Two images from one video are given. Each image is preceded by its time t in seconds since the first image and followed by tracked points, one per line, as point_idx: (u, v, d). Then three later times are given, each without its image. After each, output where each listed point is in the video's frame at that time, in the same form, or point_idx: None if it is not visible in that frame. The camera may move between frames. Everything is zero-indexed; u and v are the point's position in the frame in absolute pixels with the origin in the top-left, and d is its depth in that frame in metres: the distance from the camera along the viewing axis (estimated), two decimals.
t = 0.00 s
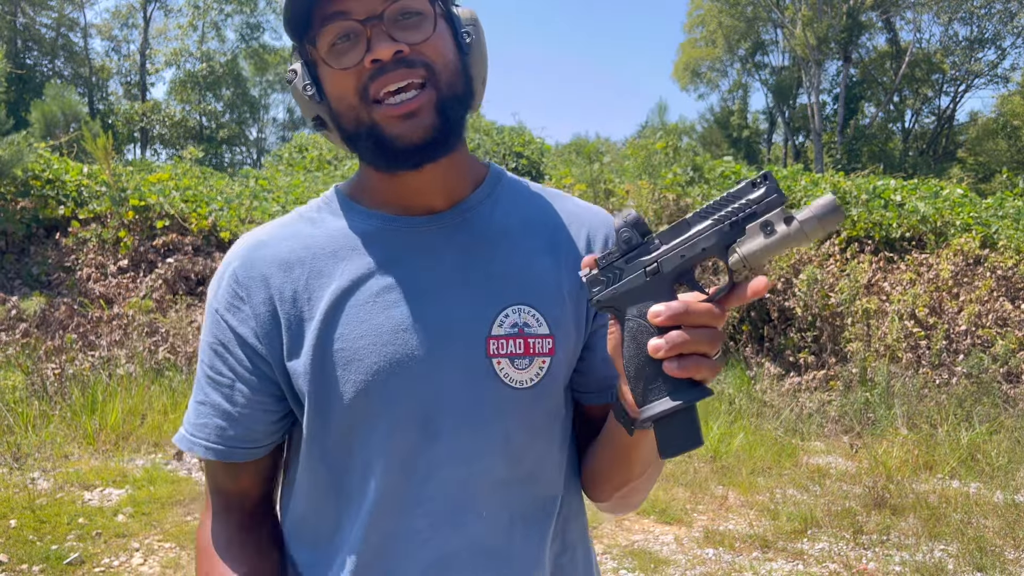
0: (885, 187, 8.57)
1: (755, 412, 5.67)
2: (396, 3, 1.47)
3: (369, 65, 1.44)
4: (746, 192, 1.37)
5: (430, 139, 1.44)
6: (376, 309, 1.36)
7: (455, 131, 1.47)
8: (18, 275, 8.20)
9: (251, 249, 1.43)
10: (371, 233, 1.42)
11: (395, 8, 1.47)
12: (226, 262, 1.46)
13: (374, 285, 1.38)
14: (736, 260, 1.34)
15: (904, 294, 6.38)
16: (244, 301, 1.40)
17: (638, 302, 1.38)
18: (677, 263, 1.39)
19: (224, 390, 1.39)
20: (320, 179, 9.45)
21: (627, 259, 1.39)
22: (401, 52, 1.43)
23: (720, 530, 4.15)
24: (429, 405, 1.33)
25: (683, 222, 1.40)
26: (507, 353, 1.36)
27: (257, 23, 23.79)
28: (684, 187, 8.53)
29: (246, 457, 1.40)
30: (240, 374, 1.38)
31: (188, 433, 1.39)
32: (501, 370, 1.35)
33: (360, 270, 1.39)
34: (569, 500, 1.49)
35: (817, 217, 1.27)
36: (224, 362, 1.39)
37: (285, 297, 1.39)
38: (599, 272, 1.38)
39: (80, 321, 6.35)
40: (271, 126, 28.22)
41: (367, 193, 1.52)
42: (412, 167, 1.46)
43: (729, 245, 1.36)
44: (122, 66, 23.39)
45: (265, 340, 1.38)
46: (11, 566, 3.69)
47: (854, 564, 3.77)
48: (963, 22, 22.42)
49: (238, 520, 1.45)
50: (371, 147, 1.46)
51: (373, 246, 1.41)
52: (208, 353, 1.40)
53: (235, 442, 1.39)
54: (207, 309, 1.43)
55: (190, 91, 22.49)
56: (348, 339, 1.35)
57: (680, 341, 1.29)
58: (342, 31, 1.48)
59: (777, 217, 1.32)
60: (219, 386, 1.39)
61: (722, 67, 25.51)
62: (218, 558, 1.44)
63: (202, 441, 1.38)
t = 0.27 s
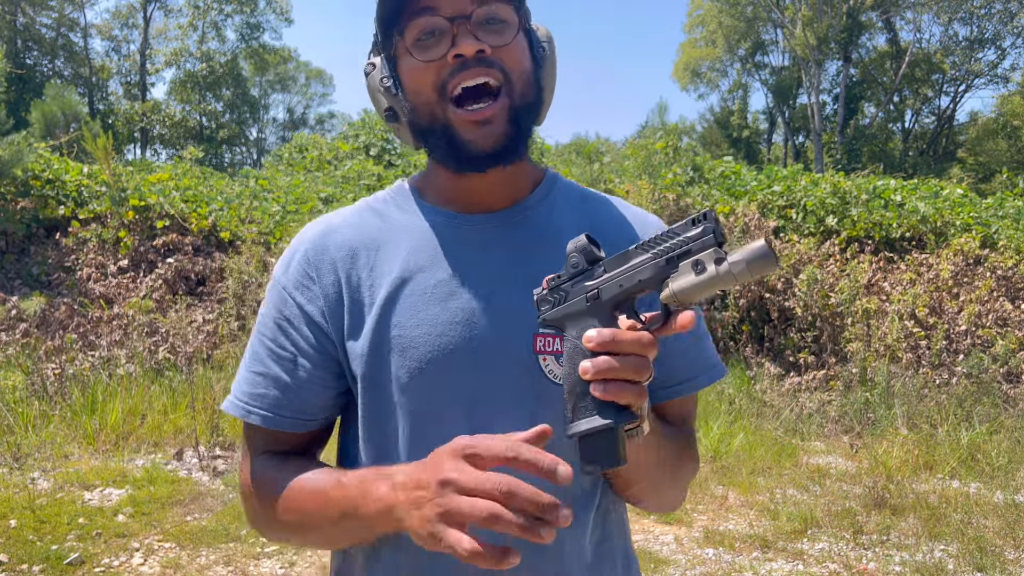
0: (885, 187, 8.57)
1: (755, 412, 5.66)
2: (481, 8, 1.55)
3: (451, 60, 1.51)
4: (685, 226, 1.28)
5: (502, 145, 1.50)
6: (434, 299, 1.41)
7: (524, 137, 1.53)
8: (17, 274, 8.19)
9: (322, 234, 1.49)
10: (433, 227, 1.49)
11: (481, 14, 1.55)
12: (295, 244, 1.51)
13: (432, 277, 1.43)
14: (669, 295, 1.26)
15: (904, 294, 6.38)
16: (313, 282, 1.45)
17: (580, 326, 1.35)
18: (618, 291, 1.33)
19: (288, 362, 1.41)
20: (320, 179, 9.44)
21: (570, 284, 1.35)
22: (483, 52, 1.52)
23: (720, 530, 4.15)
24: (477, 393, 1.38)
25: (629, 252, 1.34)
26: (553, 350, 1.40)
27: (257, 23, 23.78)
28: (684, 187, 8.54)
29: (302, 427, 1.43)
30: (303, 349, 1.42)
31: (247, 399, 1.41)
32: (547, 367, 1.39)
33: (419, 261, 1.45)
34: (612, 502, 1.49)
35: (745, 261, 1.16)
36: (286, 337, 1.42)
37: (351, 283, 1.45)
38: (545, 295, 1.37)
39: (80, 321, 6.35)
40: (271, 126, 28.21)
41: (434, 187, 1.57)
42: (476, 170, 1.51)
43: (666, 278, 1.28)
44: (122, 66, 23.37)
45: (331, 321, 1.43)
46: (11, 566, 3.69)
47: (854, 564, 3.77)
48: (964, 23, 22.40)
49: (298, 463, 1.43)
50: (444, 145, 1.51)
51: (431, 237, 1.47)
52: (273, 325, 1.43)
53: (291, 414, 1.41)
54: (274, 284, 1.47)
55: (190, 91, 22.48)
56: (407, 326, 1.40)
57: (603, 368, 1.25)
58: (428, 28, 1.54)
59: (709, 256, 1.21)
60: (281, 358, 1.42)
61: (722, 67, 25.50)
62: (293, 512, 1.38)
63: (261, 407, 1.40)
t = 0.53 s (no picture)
0: (885, 187, 8.57)
1: (755, 412, 5.66)
2: (557, 21, 1.55)
3: (516, 65, 1.51)
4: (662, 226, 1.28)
5: (548, 152, 1.51)
6: (485, 298, 1.43)
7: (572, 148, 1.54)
8: (18, 274, 8.19)
9: (372, 231, 1.49)
10: (483, 226, 1.51)
11: (554, 27, 1.55)
12: (345, 239, 1.51)
13: (483, 276, 1.45)
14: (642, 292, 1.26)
15: (904, 294, 6.38)
16: (366, 279, 1.45)
17: (555, 316, 1.35)
18: (595, 286, 1.34)
19: (341, 357, 1.42)
20: (320, 179, 9.45)
21: (549, 276, 1.36)
22: (547, 64, 1.51)
23: (720, 530, 4.15)
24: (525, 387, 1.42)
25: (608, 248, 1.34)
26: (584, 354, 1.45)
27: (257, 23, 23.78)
28: (684, 187, 8.54)
29: (353, 421, 1.44)
30: (355, 344, 1.42)
31: (301, 393, 1.41)
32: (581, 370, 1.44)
33: (470, 260, 1.46)
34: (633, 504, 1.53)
35: (715, 264, 1.16)
36: (339, 332, 1.42)
37: (404, 280, 1.46)
38: (524, 284, 1.39)
39: (80, 321, 6.35)
40: (271, 126, 28.21)
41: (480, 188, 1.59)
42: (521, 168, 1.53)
43: (641, 276, 1.28)
44: (122, 66, 23.37)
45: (384, 316, 1.44)
46: (11, 566, 3.69)
47: (854, 564, 3.77)
48: (963, 22, 22.40)
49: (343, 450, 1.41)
50: (495, 142, 1.51)
51: (478, 236, 1.49)
52: (326, 320, 1.43)
53: (343, 409, 1.42)
54: (325, 280, 1.46)
55: (190, 91, 22.48)
56: (460, 324, 1.42)
57: (574, 349, 1.24)
58: (500, 30, 1.54)
59: (682, 257, 1.22)
60: (335, 353, 1.42)
61: (722, 67, 25.51)
62: (352, 496, 1.38)
63: (315, 401, 1.41)
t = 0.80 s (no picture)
0: (885, 187, 8.58)
1: (755, 412, 5.67)
2: (599, 35, 1.62)
3: (556, 69, 1.55)
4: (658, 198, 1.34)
5: (575, 157, 1.55)
6: (505, 298, 1.44)
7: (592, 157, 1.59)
8: (18, 274, 8.18)
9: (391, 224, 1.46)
10: (499, 224, 1.51)
11: (596, 41, 1.61)
12: (361, 229, 1.47)
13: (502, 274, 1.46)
14: (638, 258, 1.35)
15: (904, 294, 6.38)
16: (386, 273, 1.42)
17: (545, 281, 1.34)
18: (589, 256, 1.36)
19: (357, 353, 1.37)
20: (320, 179, 9.44)
21: (543, 243, 1.33)
22: (586, 74, 1.57)
23: (720, 530, 4.15)
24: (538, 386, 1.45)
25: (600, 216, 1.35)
26: (601, 356, 1.50)
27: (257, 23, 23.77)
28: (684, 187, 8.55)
29: (363, 416, 1.39)
30: (374, 338, 1.38)
31: (314, 388, 1.35)
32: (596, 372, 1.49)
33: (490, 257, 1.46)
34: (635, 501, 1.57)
35: (714, 236, 1.34)
36: (358, 325, 1.38)
37: (424, 276, 1.44)
38: (516, 248, 1.32)
39: (80, 321, 6.35)
40: (271, 126, 28.21)
41: (493, 182, 1.62)
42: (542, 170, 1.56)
43: (636, 244, 1.35)
44: (122, 66, 23.36)
45: (402, 312, 1.41)
46: (11, 565, 3.69)
47: (854, 563, 3.77)
48: (963, 22, 22.39)
49: (340, 438, 1.38)
50: (523, 136, 1.53)
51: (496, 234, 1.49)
52: (343, 314, 1.38)
53: (358, 405, 1.38)
54: (341, 270, 1.42)
55: (190, 91, 22.47)
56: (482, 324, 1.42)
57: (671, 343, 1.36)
58: (546, 32, 1.58)
59: (683, 231, 1.34)
60: (353, 346, 1.37)
61: (722, 67, 25.51)
62: (353, 479, 1.33)
63: (328, 397, 1.35)
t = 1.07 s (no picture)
0: (885, 187, 8.58)
1: (755, 412, 5.67)
2: (606, 45, 1.64)
3: (568, 80, 1.55)
4: (706, 214, 1.30)
5: (581, 167, 1.57)
6: (503, 297, 1.44)
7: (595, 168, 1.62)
8: (17, 274, 8.18)
9: (386, 228, 1.48)
10: (492, 224, 1.52)
11: (603, 51, 1.64)
12: (356, 234, 1.48)
13: (499, 272, 1.46)
14: (672, 270, 1.32)
15: (904, 294, 6.38)
16: (382, 275, 1.43)
17: (574, 285, 1.30)
18: (621, 264, 1.33)
19: (355, 355, 1.38)
20: (320, 179, 9.44)
21: (576, 249, 1.29)
22: (596, 86, 1.58)
23: (720, 530, 4.15)
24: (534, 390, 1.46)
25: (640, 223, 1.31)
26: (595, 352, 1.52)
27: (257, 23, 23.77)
28: (684, 187, 8.55)
29: (364, 421, 1.40)
30: (372, 340, 1.39)
31: (312, 393, 1.36)
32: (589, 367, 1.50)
33: (487, 257, 1.47)
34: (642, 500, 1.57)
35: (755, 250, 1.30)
36: (354, 328, 1.39)
37: (420, 277, 1.45)
38: (548, 251, 1.27)
39: (80, 321, 6.35)
40: (271, 126, 28.22)
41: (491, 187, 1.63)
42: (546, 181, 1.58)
43: (671, 256, 1.32)
44: (122, 66, 23.37)
45: (399, 313, 1.42)
46: (11, 565, 3.69)
47: (854, 564, 3.77)
48: (963, 22, 22.40)
49: (340, 446, 1.38)
50: (537, 146, 1.53)
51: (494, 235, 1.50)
52: (339, 318, 1.39)
53: (356, 409, 1.38)
54: (337, 274, 1.43)
55: (190, 91, 22.48)
56: (480, 323, 1.43)
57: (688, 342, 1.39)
58: (558, 40, 1.58)
59: (723, 247, 1.30)
60: (351, 349, 1.38)
61: (722, 67, 25.53)
62: (352, 489, 1.34)
63: (326, 402, 1.36)
